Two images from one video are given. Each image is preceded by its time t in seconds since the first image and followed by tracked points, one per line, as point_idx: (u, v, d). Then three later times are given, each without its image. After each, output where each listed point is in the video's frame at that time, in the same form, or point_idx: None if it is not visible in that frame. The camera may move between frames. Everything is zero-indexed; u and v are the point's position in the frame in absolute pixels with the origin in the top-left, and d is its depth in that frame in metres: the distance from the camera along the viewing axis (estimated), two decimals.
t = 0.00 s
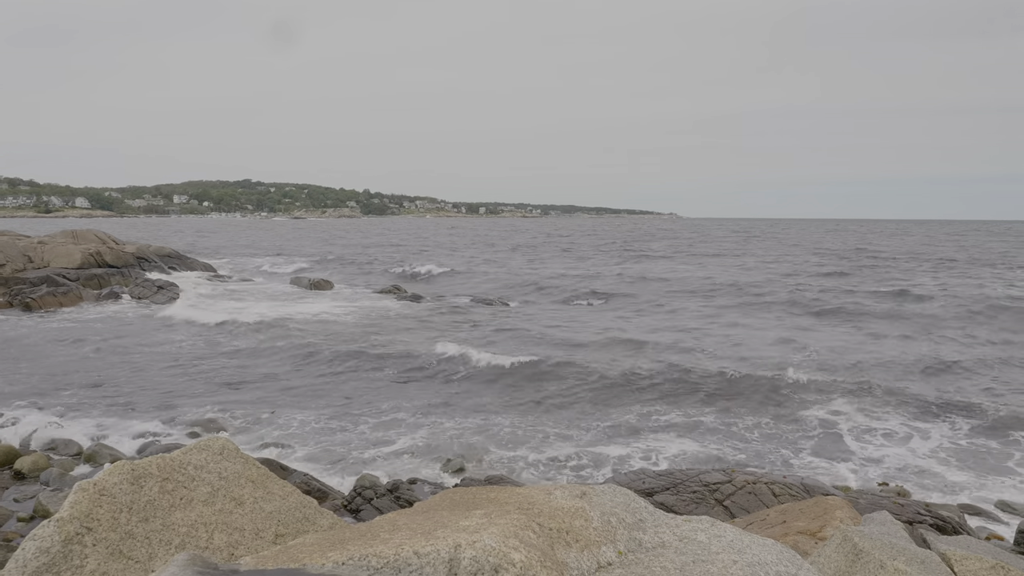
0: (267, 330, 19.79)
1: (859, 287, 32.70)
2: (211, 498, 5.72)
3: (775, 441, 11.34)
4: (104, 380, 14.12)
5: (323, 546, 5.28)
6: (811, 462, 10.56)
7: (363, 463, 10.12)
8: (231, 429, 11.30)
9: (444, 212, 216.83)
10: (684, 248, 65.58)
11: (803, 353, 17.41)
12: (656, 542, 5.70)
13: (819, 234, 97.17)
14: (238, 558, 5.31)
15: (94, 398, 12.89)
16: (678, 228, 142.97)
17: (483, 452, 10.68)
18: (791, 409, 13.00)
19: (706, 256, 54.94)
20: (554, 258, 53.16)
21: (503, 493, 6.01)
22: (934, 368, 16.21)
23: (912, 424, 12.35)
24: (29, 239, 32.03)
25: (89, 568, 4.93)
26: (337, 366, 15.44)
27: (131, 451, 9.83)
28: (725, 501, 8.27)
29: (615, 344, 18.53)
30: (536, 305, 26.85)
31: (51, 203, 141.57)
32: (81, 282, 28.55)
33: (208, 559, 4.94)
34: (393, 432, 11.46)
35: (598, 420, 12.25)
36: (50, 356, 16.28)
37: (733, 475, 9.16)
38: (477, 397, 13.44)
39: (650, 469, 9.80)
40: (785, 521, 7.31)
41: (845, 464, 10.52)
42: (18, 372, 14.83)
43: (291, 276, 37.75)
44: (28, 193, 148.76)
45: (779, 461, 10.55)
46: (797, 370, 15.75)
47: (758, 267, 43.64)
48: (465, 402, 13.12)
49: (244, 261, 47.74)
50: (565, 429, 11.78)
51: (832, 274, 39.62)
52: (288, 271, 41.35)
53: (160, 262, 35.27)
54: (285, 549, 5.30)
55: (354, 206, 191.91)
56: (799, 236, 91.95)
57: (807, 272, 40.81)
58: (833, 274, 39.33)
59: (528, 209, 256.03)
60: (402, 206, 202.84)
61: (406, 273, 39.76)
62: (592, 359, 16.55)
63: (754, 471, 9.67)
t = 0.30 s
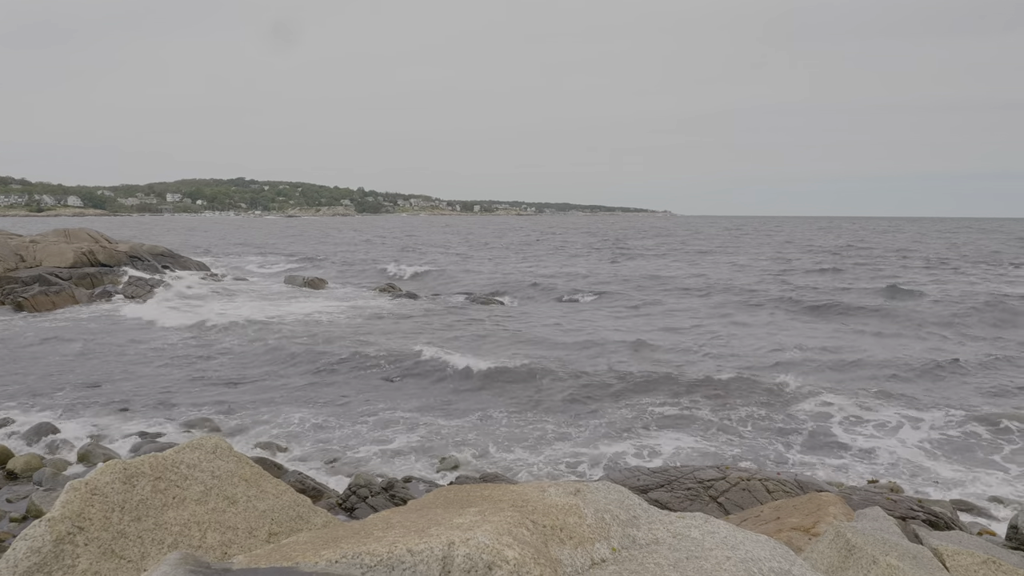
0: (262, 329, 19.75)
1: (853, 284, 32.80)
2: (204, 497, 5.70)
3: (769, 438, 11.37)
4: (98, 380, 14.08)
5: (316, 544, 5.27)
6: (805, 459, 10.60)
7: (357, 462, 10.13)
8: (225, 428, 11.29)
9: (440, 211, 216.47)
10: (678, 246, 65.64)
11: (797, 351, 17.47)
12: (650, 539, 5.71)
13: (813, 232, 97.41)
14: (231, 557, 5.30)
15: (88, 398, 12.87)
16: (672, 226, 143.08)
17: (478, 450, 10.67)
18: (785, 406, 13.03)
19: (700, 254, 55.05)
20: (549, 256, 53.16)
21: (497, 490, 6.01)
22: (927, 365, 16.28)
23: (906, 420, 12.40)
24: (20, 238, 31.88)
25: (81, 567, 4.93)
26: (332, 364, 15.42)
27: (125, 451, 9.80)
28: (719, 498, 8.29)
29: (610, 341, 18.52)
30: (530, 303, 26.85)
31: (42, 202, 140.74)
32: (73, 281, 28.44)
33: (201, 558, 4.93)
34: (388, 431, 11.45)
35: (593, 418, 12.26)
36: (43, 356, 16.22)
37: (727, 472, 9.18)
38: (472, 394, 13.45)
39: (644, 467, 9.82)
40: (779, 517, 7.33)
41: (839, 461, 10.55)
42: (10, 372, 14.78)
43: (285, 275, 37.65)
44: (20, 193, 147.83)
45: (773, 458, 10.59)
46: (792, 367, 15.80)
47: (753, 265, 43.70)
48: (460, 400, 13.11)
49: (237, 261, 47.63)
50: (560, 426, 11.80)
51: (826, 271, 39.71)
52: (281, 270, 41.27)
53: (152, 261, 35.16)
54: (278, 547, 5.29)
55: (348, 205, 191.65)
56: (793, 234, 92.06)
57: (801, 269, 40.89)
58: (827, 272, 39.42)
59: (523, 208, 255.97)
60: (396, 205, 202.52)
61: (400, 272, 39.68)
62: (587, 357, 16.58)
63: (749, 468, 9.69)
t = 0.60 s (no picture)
0: (249, 329, 19.64)
1: (837, 282, 33.07)
2: (188, 498, 5.67)
3: (756, 434, 11.44)
4: (81, 381, 13.95)
5: (301, 543, 5.26)
6: (791, 455, 10.67)
7: (344, 461, 10.11)
8: (211, 428, 11.23)
9: (430, 210, 215.95)
10: (665, 244, 65.84)
11: (783, 347, 17.60)
12: (635, 535, 5.73)
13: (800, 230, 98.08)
14: (215, 557, 5.27)
15: (72, 399, 12.75)
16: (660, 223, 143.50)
17: (465, 450, 10.67)
18: (771, 402, 13.11)
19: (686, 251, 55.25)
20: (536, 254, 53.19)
21: (483, 489, 6.02)
22: (911, 361, 16.45)
23: (891, 415, 12.51)
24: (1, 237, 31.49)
25: (62, 570, 4.87)
26: (319, 363, 15.37)
27: (109, 452, 9.73)
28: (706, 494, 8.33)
29: (598, 339, 18.55)
30: (517, 301, 26.85)
31: (26, 202, 139.01)
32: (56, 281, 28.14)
33: (184, 559, 4.89)
34: (375, 430, 11.43)
35: (580, 415, 12.29)
36: (25, 357, 16.05)
37: (713, 468, 9.23)
38: (459, 392, 13.44)
39: (631, 464, 9.85)
40: (765, 513, 7.38)
41: (825, 457, 10.64)
42: None
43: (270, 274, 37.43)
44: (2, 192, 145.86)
45: (759, 454, 10.66)
46: (778, 363, 15.91)
47: (739, 262, 43.93)
48: (448, 399, 13.11)
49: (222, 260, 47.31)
50: (547, 424, 11.83)
51: (812, 268, 40.04)
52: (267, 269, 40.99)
53: (136, 260, 34.84)
54: (263, 548, 5.26)
55: (337, 204, 190.78)
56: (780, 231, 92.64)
57: (786, 266, 41.18)
58: (812, 269, 39.75)
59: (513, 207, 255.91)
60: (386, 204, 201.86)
61: (387, 270, 39.55)
62: (574, 355, 16.61)
63: (735, 465, 9.74)
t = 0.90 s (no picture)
0: (238, 330, 19.57)
1: (825, 279, 33.30)
2: (176, 500, 5.65)
3: (746, 432, 11.49)
4: (69, 383, 13.86)
5: (290, 544, 5.24)
6: (780, 452, 10.74)
7: (335, 462, 10.09)
8: (199, 431, 11.18)
9: (421, 210, 215.76)
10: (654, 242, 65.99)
11: (772, 345, 17.70)
12: (625, 533, 5.74)
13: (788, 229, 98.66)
14: (203, 559, 5.24)
15: (59, 402, 12.67)
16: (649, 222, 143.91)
17: (456, 450, 10.67)
18: (760, 399, 13.18)
19: (675, 250, 55.43)
20: (526, 254, 53.22)
21: (473, 488, 6.02)
22: (899, 358, 16.58)
23: (880, 412, 12.59)
24: None
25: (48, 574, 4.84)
26: (309, 363, 15.33)
27: (96, 456, 9.68)
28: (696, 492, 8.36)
29: (588, 339, 18.59)
30: (507, 301, 26.86)
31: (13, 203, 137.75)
32: (41, 283, 27.91)
33: (171, 561, 4.87)
34: (366, 431, 11.41)
35: (571, 414, 12.30)
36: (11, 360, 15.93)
37: (703, 466, 9.27)
38: (450, 392, 13.44)
39: (621, 462, 9.88)
40: (754, 510, 7.42)
41: (814, 454, 10.70)
42: None
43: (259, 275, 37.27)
44: None
45: (749, 452, 10.71)
46: (767, 361, 15.99)
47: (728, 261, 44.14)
48: (438, 398, 13.10)
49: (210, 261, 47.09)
50: (538, 423, 11.84)
51: (799, 266, 40.28)
52: (256, 270, 40.81)
53: (123, 262, 34.62)
54: (251, 549, 5.25)
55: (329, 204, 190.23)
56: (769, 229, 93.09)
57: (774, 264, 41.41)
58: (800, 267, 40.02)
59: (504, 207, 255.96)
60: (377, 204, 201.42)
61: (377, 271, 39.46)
62: (565, 354, 16.64)
63: (725, 462, 9.78)
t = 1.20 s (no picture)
0: (225, 332, 19.47)
1: (811, 278, 33.58)
2: (161, 503, 5.62)
3: (734, 430, 11.56)
4: (53, 386, 13.74)
5: (276, 547, 5.21)
6: (767, 451, 10.80)
7: (323, 463, 10.07)
8: (186, 433, 11.13)
9: (411, 210, 215.46)
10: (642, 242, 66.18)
11: (759, 344, 17.81)
12: (612, 533, 5.75)
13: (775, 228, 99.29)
14: (188, 562, 5.20)
15: (44, 404, 12.57)
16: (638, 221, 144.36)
17: (445, 450, 10.67)
18: (748, 398, 13.25)
19: (663, 250, 55.59)
20: (514, 254, 53.24)
21: (460, 488, 6.02)
22: (884, 356, 16.72)
23: (866, 410, 12.70)
24: None
25: None
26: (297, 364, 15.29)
27: (81, 458, 9.61)
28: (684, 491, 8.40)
29: (577, 338, 18.64)
30: (495, 301, 26.87)
31: None
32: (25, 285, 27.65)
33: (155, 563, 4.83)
34: (354, 432, 11.39)
35: (559, 413, 12.33)
36: None
37: (691, 465, 9.32)
38: (438, 391, 13.43)
39: (609, 461, 9.91)
40: (742, 508, 7.46)
41: (801, 452, 10.78)
42: None
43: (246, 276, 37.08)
44: None
45: (737, 451, 10.77)
46: (755, 359, 16.08)
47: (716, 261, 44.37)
48: (426, 398, 13.10)
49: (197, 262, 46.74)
50: (526, 422, 11.86)
51: (786, 265, 40.55)
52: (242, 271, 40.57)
53: (108, 264, 34.33)
54: (237, 551, 5.22)
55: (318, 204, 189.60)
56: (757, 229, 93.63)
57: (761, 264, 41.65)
58: (787, 266, 40.29)
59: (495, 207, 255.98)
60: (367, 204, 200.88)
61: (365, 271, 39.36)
62: (553, 353, 16.67)
63: (713, 461, 9.83)
